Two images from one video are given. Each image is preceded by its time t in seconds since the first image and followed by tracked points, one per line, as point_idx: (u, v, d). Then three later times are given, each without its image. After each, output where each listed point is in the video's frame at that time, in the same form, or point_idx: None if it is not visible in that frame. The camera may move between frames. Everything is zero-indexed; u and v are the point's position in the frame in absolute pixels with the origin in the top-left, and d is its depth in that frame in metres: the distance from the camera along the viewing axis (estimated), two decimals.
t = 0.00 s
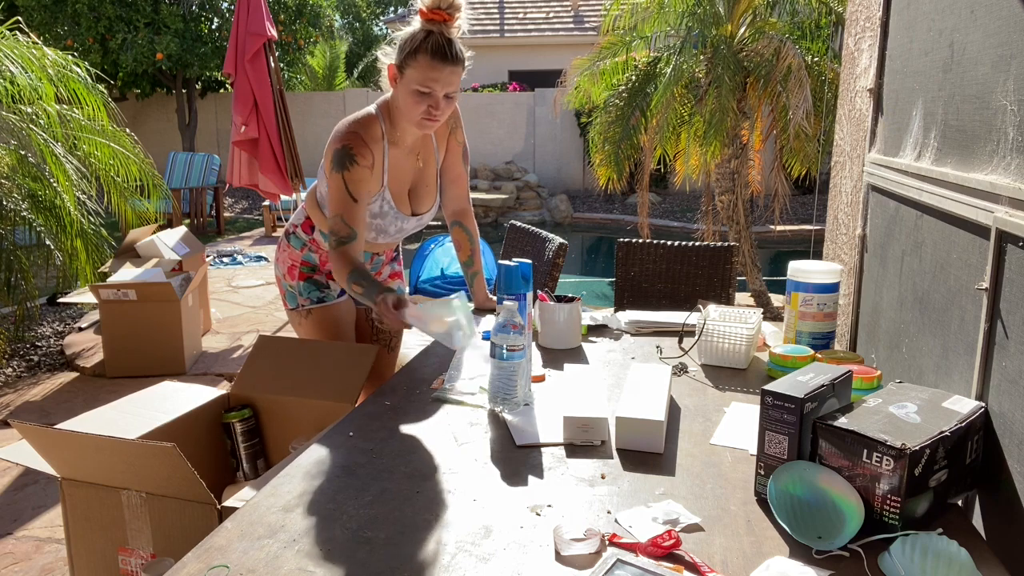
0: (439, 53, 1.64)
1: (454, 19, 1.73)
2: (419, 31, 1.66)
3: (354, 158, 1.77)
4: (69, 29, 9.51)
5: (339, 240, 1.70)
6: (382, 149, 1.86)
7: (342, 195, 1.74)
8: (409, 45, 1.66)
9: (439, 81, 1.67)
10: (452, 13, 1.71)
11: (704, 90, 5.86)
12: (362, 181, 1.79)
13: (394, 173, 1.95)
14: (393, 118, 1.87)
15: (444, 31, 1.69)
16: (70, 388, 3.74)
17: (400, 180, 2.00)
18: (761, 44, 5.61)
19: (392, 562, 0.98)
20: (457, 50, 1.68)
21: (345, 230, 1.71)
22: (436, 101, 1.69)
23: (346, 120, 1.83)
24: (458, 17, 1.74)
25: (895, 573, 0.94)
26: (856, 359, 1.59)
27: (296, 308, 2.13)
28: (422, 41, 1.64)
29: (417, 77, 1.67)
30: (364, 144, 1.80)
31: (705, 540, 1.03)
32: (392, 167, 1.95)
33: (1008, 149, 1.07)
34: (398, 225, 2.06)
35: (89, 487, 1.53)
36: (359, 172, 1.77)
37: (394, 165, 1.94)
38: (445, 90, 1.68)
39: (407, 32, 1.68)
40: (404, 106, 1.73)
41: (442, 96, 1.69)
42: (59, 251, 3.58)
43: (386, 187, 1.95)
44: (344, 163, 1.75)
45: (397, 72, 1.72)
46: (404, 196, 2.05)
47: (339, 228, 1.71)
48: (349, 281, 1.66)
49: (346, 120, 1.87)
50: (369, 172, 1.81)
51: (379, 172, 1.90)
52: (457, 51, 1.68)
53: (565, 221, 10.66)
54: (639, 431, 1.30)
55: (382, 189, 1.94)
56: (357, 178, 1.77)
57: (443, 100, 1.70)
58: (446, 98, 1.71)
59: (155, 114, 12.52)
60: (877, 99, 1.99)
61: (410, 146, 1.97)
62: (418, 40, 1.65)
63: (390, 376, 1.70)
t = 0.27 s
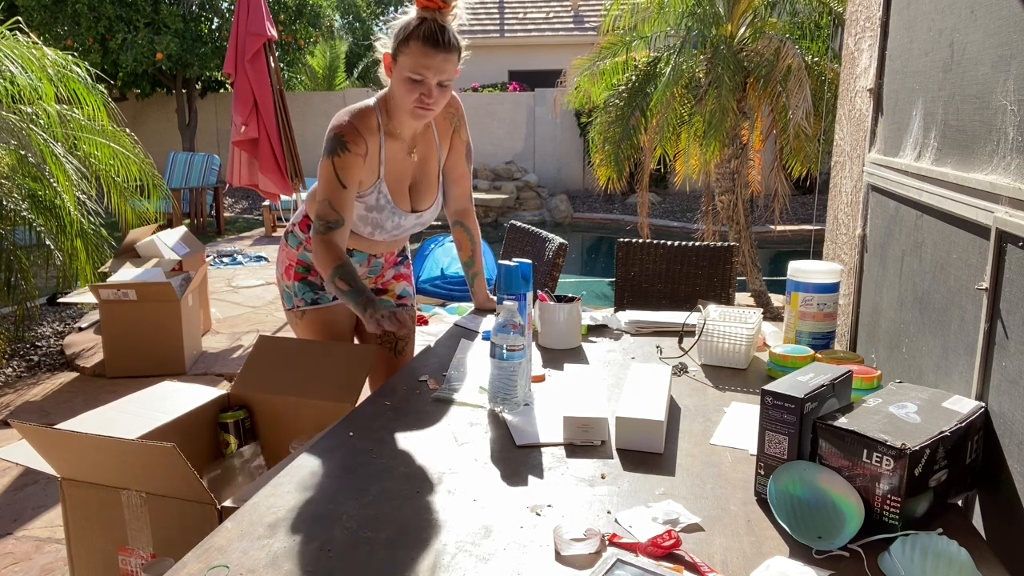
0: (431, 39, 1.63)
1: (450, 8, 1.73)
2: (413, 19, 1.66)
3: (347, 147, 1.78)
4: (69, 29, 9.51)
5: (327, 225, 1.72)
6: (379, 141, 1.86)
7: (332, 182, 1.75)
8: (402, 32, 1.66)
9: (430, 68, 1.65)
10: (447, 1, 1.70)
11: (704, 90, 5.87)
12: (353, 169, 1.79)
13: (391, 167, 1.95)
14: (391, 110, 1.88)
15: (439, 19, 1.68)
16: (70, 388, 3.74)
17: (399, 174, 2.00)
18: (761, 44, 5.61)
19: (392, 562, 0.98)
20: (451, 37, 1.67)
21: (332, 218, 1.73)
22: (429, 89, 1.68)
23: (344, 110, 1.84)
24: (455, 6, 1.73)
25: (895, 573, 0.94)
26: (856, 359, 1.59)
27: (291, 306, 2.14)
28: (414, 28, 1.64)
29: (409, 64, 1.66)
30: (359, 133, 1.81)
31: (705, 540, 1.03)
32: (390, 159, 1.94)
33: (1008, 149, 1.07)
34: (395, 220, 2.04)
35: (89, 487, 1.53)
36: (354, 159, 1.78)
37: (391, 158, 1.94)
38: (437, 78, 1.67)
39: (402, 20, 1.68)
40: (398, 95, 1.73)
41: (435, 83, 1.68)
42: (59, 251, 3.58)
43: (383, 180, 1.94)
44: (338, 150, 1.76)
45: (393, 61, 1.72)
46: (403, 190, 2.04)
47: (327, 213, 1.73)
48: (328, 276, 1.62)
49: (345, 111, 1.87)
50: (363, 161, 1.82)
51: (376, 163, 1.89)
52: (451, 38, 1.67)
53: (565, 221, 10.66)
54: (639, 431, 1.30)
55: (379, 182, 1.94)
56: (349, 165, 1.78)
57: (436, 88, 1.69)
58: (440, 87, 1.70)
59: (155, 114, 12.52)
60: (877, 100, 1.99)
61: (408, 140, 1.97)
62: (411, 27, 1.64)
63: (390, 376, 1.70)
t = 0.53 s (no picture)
0: (439, 39, 1.63)
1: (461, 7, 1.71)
2: (423, 18, 1.66)
3: (364, 152, 1.77)
4: (69, 29, 9.50)
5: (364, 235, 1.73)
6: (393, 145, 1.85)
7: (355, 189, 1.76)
8: (412, 33, 1.66)
9: (439, 69, 1.65)
10: None
11: (704, 90, 5.87)
12: (374, 175, 1.80)
13: (406, 171, 1.94)
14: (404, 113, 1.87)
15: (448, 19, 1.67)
16: (70, 388, 3.74)
17: (413, 179, 1.99)
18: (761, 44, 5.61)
19: (392, 562, 0.98)
20: (461, 36, 1.67)
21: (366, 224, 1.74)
22: (439, 90, 1.68)
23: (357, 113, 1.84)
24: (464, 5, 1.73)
25: (896, 573, 0.94)
26: (856, 359, 1.59)
27: (302, 307, 2.14)
28: (423, 28, 1.64)
29: (419, 65, 1.66)
30: (374, 138, 1.80)
31: (705, 541, 1.03)
32: (405, 164, 1.93)
33: (1008, 149, 1.07)
34: (409, 227, 2.02)
35: (89, 487, 1.53)
36: (371, 165, 1.78)
37: (406, 162, 1.93)
38: (446, 79, 1.67)
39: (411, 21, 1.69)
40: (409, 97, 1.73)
41: (444, 84, 1.67)
42: (59, 251, 3.58)
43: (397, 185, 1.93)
44: (354, 156, 1.76)
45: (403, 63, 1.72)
46: (417, 196, 2.02)
47: (360, 220, 1.74)
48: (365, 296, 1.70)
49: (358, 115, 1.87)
50: (381, 166, 1.82)
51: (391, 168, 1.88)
52: (461, 38, 1.67)
53: (565, 221, 10.66)
54: (639, 431, 1.30)
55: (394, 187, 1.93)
56: (368, 171, 1.78)
57: (446, 89, 1.68)
58: (450, 88, 1.69)
59: (155, 114, 12.52)
60: (877, 100, 1.99)
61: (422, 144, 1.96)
62: (420, 26, 1.64)
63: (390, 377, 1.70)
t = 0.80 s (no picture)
0: (427, 31, 1.62)
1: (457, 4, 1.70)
2: (415, 11, 1.66)
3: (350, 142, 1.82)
4: (69, 29, 9.50)
5: (346, 223, 1.80)
6: (385, 140, 1.88)
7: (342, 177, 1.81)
8: (406, 26, 1.66)
9: (429, 61, 1.64)
10: None
11: (704, 90, 5.87)
12: (360, 164, 1.84)
13: (397, 169, 1.94)
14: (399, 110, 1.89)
15: (442, 13, 1.66)
16: (70, 388, 3.74)
17: (405, 179, 1.98)
18: (761, 44, 5.61)
19: (393, 561, 0.98)
20: (451, 29, 1.65)
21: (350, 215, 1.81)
22: (431, 83, 1.67)
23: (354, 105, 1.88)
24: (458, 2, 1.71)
25: (896, 573, 0.94)
26: (856, 359, 1.59)
27: (302, 305, 2.15)
28: (413, 20, 1.64)
29: (408, 57, 1.65)
30: (365, 130, 1.84)
31: (705, 541, 1.03)
32: (398, 162, 1.93)
33: (1008, 149, 1.07)
34: (396, 229, 2.01)
35: (89, 487, 1.53)
36: (357, 155, 1.82)
37: (398, 160, 1.93)
38: (438, 71, 1.65)
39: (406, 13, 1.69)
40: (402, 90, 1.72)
41: (434, 77, 1.66)
42: (59, 252, 3.58)
43: (387, 182, 1.94)
44: (339, 145, 1.81)
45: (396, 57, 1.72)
46: (408, 197, 2.01)
47: (345, 210, 1.80)
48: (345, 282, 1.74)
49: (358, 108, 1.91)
50: (370, 159, 1.86)
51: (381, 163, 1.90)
52: (452, 32, 1.65)
53: (565, 221, 10.67)
54: (640, 431, 1.30)
55: (384, 183, 1.94)
56: (357, 161, 1.83)
57: (438, 82, 1.67)
58: (441, 82, 1.67)
59: (155, 115, 12.52)
60: (877, 99, 1.99)
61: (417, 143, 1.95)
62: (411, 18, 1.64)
63: (390, 376, 1.70)
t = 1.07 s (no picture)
0: (415, 27, 1.62)
1: None
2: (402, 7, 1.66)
3: (333, 144, 1.84)
4: (69, 29, 9.50)
5: (322, 232, 1.81)
6: (372, 140, 1.89)
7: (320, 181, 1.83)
8: (393, 25, 1.64)
9: (416, 60, 1.63)
10: None
11: (704, 90, 5.87)
12: (343, 167, 1.85)
13: (387, 169, 1.95)
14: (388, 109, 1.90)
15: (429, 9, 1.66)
16: (70, 388, 3.74)
17: (396, 178, 1.99)
18: (761, 44, 5.61)
19: (393, 561, 0.98)
20: (438, 25, 1.65)
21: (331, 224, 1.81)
22: (419, 83, 1.66)
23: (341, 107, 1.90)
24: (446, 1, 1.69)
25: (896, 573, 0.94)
26: (856, 359, 1.59)
27: (303, 306, 2.15)
28: (399, 16, 1.64)
29: (395, 55, 1.64)
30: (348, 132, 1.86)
31: (705, 540, 1.03)
32: (386, 161, 1.94)
33: (1009, 149, 1.07)
34: (389, 229, 2.00)
35: (89, 487, 1.53)
36: (340, 157, 1.84)
37: (387, 160, 1.94)
38: (424, 70, 1.64)
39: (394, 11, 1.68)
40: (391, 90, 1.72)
41: (422, 76, 1.65)
42: (59, 252, 3.58)
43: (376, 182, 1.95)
44: (322, 147, 1.83)
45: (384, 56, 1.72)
46: (400, 196, 2.02)
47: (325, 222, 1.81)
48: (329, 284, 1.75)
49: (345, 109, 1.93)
50: (353, 160, 1.87)
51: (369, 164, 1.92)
52: (439, 27, 1.65)
53: (565, 221, 10.67)
54: (639, 431, 1.30)
55: (373, 183, 1.96)
56: (340, 164, 1.85)
57: (426, 81, 1.66)
58: (428, 81, 1.66)
59: (155, 115, 12.53)
60: (877, 99, 1.99)
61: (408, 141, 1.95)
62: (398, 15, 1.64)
63: (390, 376, 1.70)
